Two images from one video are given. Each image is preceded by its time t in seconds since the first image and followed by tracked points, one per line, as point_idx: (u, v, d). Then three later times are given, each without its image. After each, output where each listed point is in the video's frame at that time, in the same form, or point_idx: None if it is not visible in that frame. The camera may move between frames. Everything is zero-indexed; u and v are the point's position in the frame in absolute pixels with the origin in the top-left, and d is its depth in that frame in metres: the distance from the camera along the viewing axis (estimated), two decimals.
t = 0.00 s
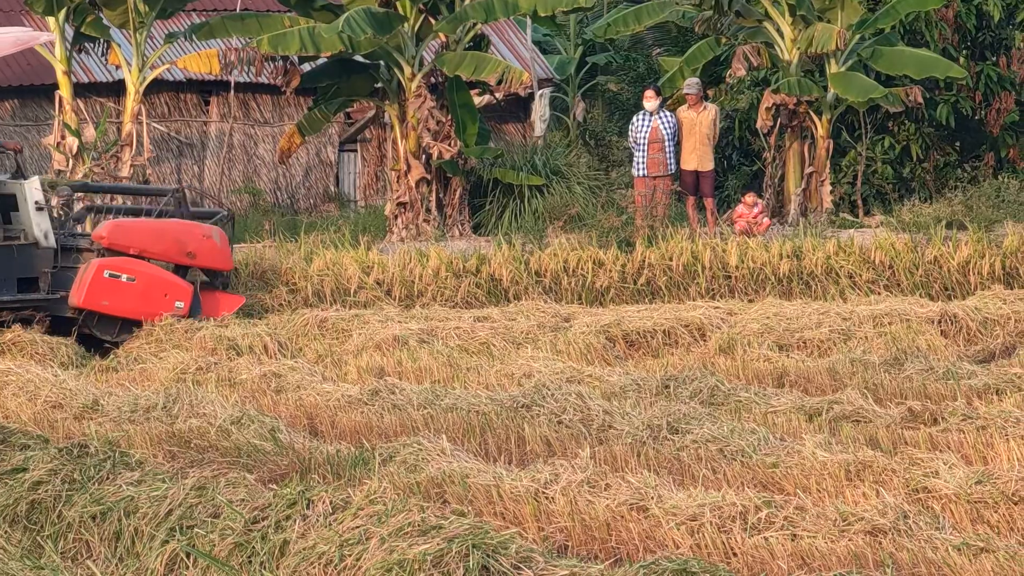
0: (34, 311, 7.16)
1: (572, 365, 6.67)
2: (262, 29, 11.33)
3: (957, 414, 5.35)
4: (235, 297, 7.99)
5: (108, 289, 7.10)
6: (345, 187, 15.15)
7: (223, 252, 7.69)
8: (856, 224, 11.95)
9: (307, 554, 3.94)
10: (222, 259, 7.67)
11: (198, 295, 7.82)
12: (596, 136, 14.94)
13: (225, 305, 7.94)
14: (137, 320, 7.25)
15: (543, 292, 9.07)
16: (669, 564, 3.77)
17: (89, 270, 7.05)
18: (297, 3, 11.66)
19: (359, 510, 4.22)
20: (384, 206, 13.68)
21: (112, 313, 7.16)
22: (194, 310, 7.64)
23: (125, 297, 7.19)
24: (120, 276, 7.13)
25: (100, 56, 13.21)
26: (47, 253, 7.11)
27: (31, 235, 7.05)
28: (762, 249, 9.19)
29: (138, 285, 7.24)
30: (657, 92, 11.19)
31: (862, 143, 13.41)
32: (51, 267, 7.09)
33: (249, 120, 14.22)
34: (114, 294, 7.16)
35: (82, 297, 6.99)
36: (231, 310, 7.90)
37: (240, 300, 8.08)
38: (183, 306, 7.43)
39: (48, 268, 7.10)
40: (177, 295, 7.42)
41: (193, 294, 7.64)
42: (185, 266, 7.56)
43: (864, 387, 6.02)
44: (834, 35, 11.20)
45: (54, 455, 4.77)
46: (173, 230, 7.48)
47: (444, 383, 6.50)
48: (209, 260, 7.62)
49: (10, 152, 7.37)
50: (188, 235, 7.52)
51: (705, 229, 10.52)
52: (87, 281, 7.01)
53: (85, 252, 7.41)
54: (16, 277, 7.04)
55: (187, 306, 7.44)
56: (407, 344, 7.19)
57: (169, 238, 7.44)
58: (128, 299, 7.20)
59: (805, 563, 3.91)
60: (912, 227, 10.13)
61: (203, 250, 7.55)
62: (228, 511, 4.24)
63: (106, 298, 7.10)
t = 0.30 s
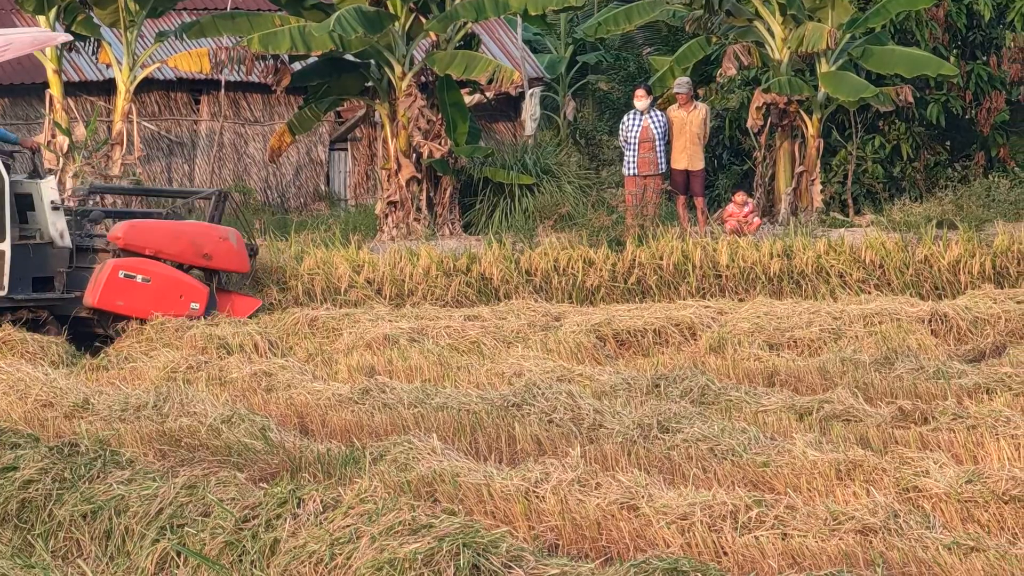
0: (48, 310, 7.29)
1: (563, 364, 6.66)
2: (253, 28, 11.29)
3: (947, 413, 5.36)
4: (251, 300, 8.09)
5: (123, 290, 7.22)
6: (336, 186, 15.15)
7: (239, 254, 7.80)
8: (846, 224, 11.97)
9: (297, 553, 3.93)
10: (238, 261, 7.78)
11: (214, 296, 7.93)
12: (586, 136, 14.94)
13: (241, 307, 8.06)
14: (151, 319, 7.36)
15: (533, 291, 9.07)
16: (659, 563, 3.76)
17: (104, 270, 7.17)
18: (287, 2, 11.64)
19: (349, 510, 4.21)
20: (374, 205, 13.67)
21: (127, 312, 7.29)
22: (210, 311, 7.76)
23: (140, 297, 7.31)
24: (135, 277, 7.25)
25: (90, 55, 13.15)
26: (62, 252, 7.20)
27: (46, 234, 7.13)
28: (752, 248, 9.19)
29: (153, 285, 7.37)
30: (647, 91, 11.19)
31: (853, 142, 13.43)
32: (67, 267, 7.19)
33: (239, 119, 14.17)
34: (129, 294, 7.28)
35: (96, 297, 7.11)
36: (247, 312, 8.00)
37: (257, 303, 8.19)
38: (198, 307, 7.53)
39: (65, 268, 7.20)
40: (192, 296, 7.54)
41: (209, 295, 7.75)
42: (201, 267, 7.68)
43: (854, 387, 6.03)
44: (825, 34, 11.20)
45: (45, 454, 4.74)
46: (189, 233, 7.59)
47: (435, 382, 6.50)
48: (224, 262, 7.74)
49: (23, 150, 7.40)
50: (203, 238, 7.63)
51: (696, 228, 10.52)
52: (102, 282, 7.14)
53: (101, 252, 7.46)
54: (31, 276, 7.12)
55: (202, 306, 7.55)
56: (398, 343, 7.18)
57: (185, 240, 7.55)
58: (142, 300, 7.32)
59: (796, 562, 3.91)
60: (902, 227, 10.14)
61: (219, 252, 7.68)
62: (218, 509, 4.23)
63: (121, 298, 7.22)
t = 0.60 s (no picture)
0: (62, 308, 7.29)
1: (554, 362, 6.66)
2: (243, 27, 11.27)
3: (938, 412, 5.36)
4: (269, 299, 8.09)
5: (136, 290, 7.25)
6: (327, 184, 15.08)
7: (256, 255, 7.78)
8: (837, 222, 11.99)
9: (288, 551, 3.92)
10: (255, 262, 7.76)
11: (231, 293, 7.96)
12: (577, 134, 14.94)
13: (259, 306, 8.07)
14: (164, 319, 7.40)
15: (524, 289, 9.07)
16: (650, 561, 3.76)
17: (118, 269, 7.18)
18: None
19: (340, 507, 4.20)
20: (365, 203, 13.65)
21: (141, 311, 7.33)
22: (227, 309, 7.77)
23: (153, 296, 7.33)
24: (148, 277, 7.27)
25: (81, 53, 13.10)
26: (78, 251, 7.22)
27: (61, 233, 7.15)
28: (743, 246, 9.19)
29: (167, 285, 7.39)
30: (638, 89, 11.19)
31: (844, 140, 13.45)
32: (82, 266, 7.19)
33: (231, 117, 14.13)
34: (144, 293, 7.32)
35: (109, 296, 7.14)
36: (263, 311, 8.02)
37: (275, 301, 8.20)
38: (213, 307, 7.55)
39: (80, 267, 7.19)
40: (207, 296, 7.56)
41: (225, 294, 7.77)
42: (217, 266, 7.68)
43: (846, 385, 6.04)
44: (816, 32, 11.21)
45: (36, 451, 4.72)
46: (206, 233, 7.56)
47: (426, 379, 6.49)
48: (241, 261, 7.73)
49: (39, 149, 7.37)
50: (220, 238, 7.61)
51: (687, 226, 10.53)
52: (115, 281, 7.16)
53: (116, 253, 7.43)
54: (47, 274, 7.16)
55: (217, 307, 7.58)
56: (389, 341, 7.17)
57: (202, 241, 7.53)
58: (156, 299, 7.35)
59: (787, 561, 3.90)
60: (893, 225, 10.15)
61: (235, 253, 7.66)
62: (210, 507, 4.21)
63: (134, 298, 7.25)
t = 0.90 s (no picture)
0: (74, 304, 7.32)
1: (547, 360, 6.66)
2: (236, 24, 11.23)
3: (932, 410, 5.37)
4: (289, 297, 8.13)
5: (151, 286, 7.33)
6: (320, 182, 15.08)
7: (273, 252, 7.80)
8: (830, 220, 12.00)
9: (282, 549, 3.91)
10: (272, 259, 7.78)
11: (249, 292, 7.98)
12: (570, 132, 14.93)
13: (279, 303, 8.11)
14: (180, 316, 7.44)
15: (517, 287, 9.06)
16: (644, 558, 3.75)
17: (132, 267, 7.26)
18: None
19: (334, 505, 4.20)
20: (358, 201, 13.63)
21: (156, 308, 7.39)
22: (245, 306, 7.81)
23: (168, 293, 7.40)
24: (163, 274, 7.34)
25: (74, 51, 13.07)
26: (93, 248, 7.31)
27: (75, 230, 7.25)
28: (736, 244, 9.18)
29: (183, 282, 7.45)
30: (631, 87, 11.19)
31: (837, 138, 13.46)
32: (97, 264, 7.28)
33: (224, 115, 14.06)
34: (158, 290, 7.39)
35: (123, 293, 7.22)
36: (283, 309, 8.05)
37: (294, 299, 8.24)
38: (230, 304, 7.59)
39: (95, 264, 7.28)
40: (223, 294, 7.58)
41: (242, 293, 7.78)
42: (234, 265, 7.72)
43: (839, 383, 6.04)
44: (809, 30, 11.21)
45: (29, 449, 4.71)
46: (222, 231, 7.61)
47: (419, 378, 6.47)
48: (258, 259, 7.76)
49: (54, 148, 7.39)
50: (236, 236, 7.65)
51: (680, 224, 10.53)
52: (130, 278, 7.24)
53: (132, 250, 7.47)
54: (61, 271, 7.22)
55: (233, 304, 7.59)
56: (382, 339, 7.15)
57: (218, 238, 7.59)
58: (171, 296, 7.42)
59: (780, 558, 3.90)
60: (887, 223, 10.16)
61: (252, 250, 7.69)
62: (203, 505, 4.20)
63: (148, 295, 7.32)
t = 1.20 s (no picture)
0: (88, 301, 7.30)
1: (541, 357, 6.66)
2: (230, 22, 11.20)
3: (926, 408, 5.37)
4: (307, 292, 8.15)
5: (164, 282, 7.37)
6: (314, 180, 14.91)
7: (290, 248, 7.84)
8: (824, 218, 12.01)
9: (275, 546, 3.91)
10: (289, 254, 7.81)
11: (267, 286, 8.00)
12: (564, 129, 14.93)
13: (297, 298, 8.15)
14: (194, 311, 7.50)
15: (511, 284, 9.06)
16: (637, 556, 3.75)
17: (146, 263, 7.30)
18: None
19: (328, 502, 4.19)
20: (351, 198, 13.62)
21: (171, 303, 7.45)
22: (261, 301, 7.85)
23: (182, 289, 7.45)
24: (178, 269, 7.39)
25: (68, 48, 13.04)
26: (107, 243, 7.28)
27: (90, 226, 7.22)
28: (730, 241, 9.18)
29: (198, 278, 7.48)
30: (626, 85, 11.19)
31: (831, 136, 13.47)
32: (111, 259, 7.25)
33: (217, 112, 14.13)
34: (173, 286, 7.43)
35: (136, 289, 7.28)
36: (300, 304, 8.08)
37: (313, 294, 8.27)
38: (245, 299, 7.62)
39: (109, 260, 7.27)
40: (239, 289, 7.61)
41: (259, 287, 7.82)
42: (250, 259, 7.77)
43: (833, 380, 6.05)
44: (803, 27, 11.21)
45: (22, 446, 4.70)
46: (238, 226, 7.66)
47: (413, 375, 6.47)
48: (274, 253, 7.80)
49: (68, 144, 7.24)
50: (252, 231, 7.69)
51: (674, 221, 10.53)
52: (144, 274, 7.28)
53: (147, 246, 7.53)
54: (75, 268, 7.19)
55: (248, 299, 7.62)
56: (376, 336, 7.14)
57: (233, 233, 7.64)
58: (185, 291, 7.47)
59: (774, 556, 3.90)
60: (880, 220, 10.16)
61: (267, 245, 7.73)
62: (197, 502, 4.19)
63: (162, 290, 7.38)
